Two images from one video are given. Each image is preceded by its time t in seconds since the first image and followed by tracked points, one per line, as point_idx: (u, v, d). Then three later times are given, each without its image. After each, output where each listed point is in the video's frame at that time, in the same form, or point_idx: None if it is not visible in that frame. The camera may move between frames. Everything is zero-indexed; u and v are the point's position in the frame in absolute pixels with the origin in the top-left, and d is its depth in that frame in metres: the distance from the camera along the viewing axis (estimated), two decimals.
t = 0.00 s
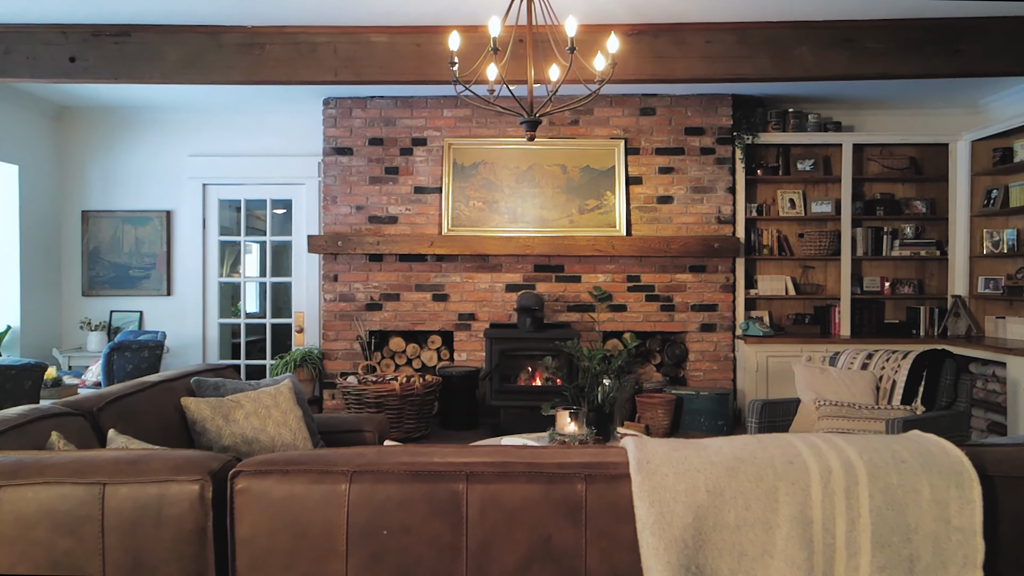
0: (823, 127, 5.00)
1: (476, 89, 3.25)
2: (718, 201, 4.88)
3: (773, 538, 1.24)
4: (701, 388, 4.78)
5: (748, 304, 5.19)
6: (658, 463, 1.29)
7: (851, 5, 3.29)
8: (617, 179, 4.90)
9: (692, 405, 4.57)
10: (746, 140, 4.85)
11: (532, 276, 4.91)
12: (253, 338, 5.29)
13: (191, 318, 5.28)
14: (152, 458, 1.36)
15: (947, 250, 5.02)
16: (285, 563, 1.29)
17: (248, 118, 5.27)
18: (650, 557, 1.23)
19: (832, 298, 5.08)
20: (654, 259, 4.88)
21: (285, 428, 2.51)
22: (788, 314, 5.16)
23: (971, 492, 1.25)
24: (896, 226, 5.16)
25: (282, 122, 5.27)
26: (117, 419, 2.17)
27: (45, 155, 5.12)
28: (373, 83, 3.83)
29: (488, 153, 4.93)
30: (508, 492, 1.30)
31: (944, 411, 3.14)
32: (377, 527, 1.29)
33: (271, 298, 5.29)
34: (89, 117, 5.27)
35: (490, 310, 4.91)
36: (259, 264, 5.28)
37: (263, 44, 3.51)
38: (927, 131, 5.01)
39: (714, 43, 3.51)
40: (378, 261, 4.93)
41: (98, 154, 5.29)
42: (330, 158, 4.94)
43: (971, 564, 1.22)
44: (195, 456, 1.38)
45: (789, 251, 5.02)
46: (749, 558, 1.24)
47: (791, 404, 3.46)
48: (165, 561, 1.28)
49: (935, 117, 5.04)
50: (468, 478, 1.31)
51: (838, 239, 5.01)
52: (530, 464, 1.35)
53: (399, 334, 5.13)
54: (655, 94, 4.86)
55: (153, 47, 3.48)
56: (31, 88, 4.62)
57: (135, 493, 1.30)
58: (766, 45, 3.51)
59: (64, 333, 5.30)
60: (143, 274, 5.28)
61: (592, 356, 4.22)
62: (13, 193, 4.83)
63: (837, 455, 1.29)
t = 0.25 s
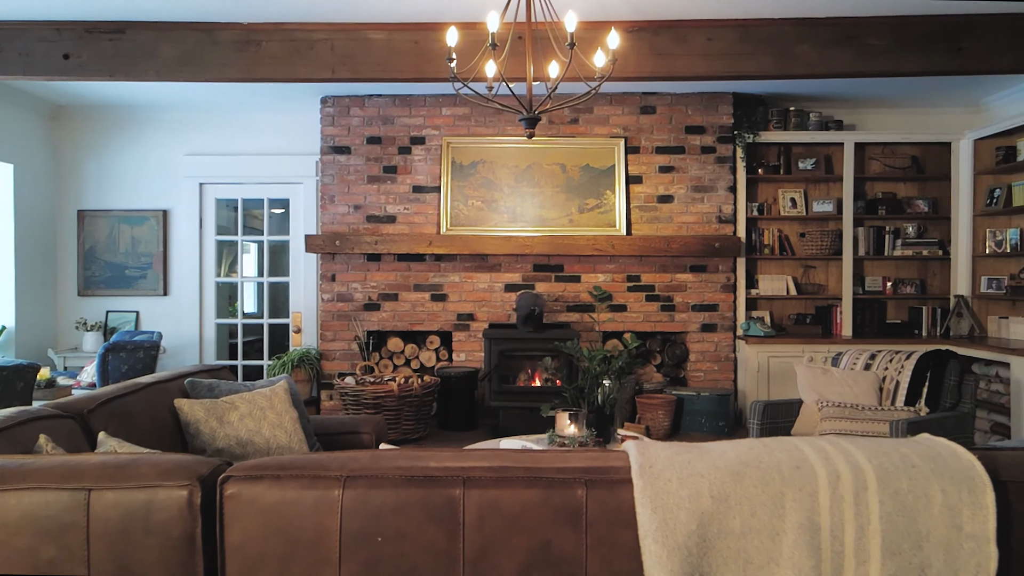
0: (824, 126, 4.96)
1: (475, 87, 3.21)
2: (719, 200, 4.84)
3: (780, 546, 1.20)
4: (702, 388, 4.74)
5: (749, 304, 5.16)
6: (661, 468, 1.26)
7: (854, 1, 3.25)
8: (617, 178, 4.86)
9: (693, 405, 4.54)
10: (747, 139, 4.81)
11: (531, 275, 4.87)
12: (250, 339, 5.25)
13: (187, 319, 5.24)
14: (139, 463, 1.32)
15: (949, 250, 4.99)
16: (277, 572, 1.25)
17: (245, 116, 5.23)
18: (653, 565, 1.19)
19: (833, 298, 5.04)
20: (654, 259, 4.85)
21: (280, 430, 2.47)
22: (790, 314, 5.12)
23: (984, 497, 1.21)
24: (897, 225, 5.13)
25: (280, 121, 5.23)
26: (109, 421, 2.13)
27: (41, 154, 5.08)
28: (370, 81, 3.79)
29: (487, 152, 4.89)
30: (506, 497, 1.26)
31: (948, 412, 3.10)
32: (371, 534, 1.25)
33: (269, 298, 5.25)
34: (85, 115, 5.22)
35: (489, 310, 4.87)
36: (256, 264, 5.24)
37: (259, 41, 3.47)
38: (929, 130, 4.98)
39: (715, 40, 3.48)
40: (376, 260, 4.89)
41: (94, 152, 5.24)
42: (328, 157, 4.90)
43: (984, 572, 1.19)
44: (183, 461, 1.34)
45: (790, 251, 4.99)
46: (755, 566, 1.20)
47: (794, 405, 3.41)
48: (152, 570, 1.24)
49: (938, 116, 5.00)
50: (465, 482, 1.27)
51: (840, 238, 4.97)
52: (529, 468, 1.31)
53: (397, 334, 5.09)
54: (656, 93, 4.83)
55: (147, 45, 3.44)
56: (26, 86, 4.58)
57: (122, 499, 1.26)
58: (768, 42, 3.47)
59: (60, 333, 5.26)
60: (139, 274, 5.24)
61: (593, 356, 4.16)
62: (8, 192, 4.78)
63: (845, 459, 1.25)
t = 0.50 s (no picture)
0: (826, 124, 4.92)
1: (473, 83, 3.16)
2: (720, 199, 4.80)
3: (789, 554, 1.15)
4: (703, 389, 4.70)
5: (750, 304, 5.11)
6: (664, 474, 1.21)
7: None
8: (617, 177, 4.81)
9: (694, 406, 4.49)
10: (748, 137, 4.77)
11: (530, 275, 4.82)
12: (247, 339, 5.20)
13: (183, 319, 5.19)
14: (123, 468, 1.28)
15: (952, 249, 4.95)
16: None
17: (241, 114, 5.18)
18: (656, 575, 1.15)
19: (834, 298, 5.00)
20: (654, 258, 4.80)
21: (274, 432, 2.42)
22: (791, 314, 5.08)
23: (999, 503, 1.17)
24: (899, 224, 5.09)
25: (276, 119, 5.18)
26: (97, 424, 2.08)
27: (35, 153, 5.03)
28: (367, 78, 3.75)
29: (486, 150, 4.84)
30: (504, 503, 1.21)
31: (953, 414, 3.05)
32: (364, 542, 1.21)
33: (266, 298, 5.20)
34: (80, 113, 5.18)
35: (488, 310, 4.83)
36: (253, 264, 5.20)
37: (255, 37, 3.42)
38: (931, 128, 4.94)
39: (717, 37, 3.43)
40: (373, 259, 4.84)
41: (89, 151, 5.20)
42: (325, 156, 4.85)
43: None
44: (169, 466, 1.29)
45: (792, 250, 4.94)
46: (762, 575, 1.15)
47: (797, 405, 3.36)
48: None
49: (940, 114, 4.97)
50: (461, 489, 1.23)
51: (842, 237, 4.93)
52: (527, 473, 1.26)
53: (395, 334, 5.04)
54: (656, 91, 4.78)
55: (141, 41, 3.39)
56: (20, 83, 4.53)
57: (104, 506, 1.21)
58: (770, 38, 3.43)
59: (54, 334, 5.21)
60: (135, 273, 5.19)
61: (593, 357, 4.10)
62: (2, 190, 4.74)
63: (855, 464, 1.21)
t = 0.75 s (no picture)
0: (827, 122, 4.88)
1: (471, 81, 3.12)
2: (720, 198, 4.76)
3: (796, 563, 1.11)
4: (704, 390, 4.66)
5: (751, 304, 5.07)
6: (667, 479, 1.17)
7: None
8: (617, 176, 4.77)
9: (694, 407, 4.45)
10: (749, 136, 4.73)
11: (529, 275, 4.78)
12: (244, 339, 5.16)
13: (179, 319, 5.15)
14: (107, 473, 1.23)
15: (954, 248, 4.91)
16: None
17: (238, 113, 5.14)
18: None
19: (836, 297, 4.96)
20: (654, 258, 4.76)
21: (269, 434, 2.38)
22: (792, 314, 5.04)
23: (1013, 509, 1.13)
24: (901, 223, 5.05)
25: (273, 118, 5.14)
26: (88, 425, 2.04)
27: (30, 151, 4.99)
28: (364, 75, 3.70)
29: (484, 149, 4.80)
30: (501, 510, 1.17)
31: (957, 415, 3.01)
32: (356, 550, 1.17)
33: (263, 298, 5.15)
34: (75, 112, 5.13)
35: (487, 310, 4.79)
36: (250, 263, 5.15)
37: (250, 33, 3.38)
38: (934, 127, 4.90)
39: (717, 33, 3.39)
40: (371, 259, 4.80)
41: (84, 149, 5.15)
42: (322, 154, 4.81)
43: None
44: (155, 470, 1.25)
45: (793, 249, 4.90)
46: None
47: (799, 406, 3.32)
48: None
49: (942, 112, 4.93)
50: (457, 494, 1.19)
51: (843, 236, 4.89)
52: (525, 479, 1.22)
53: (393, 334, 5.00)
54: (656, 89, 4.74)
55: (135, 37, 3.35)
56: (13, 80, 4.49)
57: (87, 512, 1.17)
58: (772, 34, 3.39)
59: (49, 334, 5.17)
60: (130, 273, 5.15)
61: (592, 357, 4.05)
62: None
63: (864, 469, 1.17)
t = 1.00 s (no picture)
0: (829, 121, 4.84)
1: (469, 78, 3.08)
2: (721, 197, 4.72)
3: None
4: (704, 391, 4.62)
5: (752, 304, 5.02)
6: (670, 487, 1.13)
7: None
8: (617, 175, 4.73)
9: (695, 409, 4.41)
10: (751, 134, 4.68)
11: (528, 274, 4.74)
12: (241, 340, 5.11)
13: (175, 320, 5.10)
14: (89, 480, 1.19)
15: (957, 248, 4.87)
16: None
17: (235, 111, 5.09)
18: None
19: (838, 298, 4.92)
20: (655, 258, 4.72)
21: (263, 438, 2.33)
22: (794, 315, 4.99)
23: None
24: (903, 223, 5.01)
25: (271, 116, 5.09)
26: (77, 429, 1.99)
27: (24, 151, 4.94)
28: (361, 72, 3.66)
29: (483, 147, 4.75)
30: (498, 518, 1.13)
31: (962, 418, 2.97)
32: (347, 561, 1.12)
33: (260, 298, 5.10)
34: (70, 110, 5.08)
35: (486, 310, 4.74)
36: (248, 263, 5.11)
37: (246, 30, 3.33)
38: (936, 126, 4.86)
39: (719, 30, 3.35)
40: (369, 259, 4.75)
41: (79, 148, 5.10)
42: (319, 153, 4.76)
43: None
44: (139, 478, 1.21)
45: (795, 249, 4.85)
46: None
47: (802, 408, 3.27)
48: None
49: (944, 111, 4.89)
50: (452, 503, 1.14)
51: (845, 236, 4.85)
52: (523, 485, 1.17)
53: (391, 335, 4.95)
54: (656, 87, 4.70)
55: (128, 33, 3.31)
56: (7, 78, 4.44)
57: (67, 522, 1.13)
58: (774, 31, 3.34)
59: (44, 334, 5.12)
60: (126, 273, 5.10)
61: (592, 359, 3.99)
62: None
63: (876, 477, 1.12)
